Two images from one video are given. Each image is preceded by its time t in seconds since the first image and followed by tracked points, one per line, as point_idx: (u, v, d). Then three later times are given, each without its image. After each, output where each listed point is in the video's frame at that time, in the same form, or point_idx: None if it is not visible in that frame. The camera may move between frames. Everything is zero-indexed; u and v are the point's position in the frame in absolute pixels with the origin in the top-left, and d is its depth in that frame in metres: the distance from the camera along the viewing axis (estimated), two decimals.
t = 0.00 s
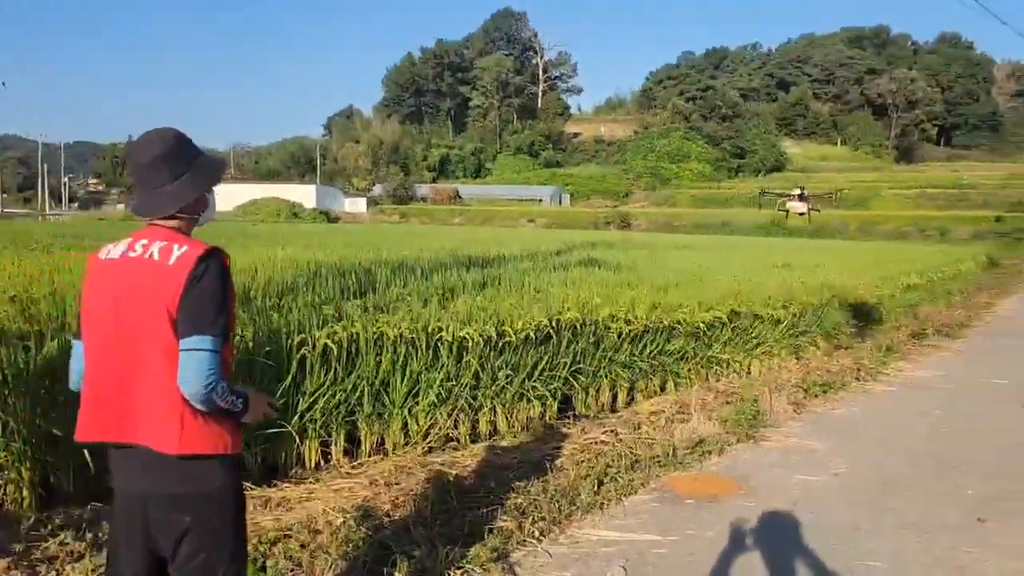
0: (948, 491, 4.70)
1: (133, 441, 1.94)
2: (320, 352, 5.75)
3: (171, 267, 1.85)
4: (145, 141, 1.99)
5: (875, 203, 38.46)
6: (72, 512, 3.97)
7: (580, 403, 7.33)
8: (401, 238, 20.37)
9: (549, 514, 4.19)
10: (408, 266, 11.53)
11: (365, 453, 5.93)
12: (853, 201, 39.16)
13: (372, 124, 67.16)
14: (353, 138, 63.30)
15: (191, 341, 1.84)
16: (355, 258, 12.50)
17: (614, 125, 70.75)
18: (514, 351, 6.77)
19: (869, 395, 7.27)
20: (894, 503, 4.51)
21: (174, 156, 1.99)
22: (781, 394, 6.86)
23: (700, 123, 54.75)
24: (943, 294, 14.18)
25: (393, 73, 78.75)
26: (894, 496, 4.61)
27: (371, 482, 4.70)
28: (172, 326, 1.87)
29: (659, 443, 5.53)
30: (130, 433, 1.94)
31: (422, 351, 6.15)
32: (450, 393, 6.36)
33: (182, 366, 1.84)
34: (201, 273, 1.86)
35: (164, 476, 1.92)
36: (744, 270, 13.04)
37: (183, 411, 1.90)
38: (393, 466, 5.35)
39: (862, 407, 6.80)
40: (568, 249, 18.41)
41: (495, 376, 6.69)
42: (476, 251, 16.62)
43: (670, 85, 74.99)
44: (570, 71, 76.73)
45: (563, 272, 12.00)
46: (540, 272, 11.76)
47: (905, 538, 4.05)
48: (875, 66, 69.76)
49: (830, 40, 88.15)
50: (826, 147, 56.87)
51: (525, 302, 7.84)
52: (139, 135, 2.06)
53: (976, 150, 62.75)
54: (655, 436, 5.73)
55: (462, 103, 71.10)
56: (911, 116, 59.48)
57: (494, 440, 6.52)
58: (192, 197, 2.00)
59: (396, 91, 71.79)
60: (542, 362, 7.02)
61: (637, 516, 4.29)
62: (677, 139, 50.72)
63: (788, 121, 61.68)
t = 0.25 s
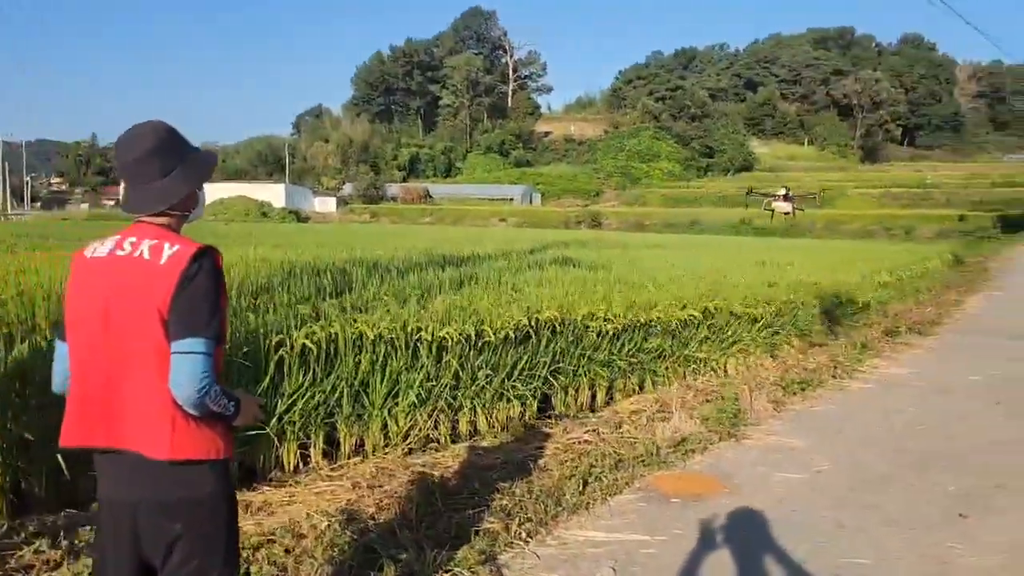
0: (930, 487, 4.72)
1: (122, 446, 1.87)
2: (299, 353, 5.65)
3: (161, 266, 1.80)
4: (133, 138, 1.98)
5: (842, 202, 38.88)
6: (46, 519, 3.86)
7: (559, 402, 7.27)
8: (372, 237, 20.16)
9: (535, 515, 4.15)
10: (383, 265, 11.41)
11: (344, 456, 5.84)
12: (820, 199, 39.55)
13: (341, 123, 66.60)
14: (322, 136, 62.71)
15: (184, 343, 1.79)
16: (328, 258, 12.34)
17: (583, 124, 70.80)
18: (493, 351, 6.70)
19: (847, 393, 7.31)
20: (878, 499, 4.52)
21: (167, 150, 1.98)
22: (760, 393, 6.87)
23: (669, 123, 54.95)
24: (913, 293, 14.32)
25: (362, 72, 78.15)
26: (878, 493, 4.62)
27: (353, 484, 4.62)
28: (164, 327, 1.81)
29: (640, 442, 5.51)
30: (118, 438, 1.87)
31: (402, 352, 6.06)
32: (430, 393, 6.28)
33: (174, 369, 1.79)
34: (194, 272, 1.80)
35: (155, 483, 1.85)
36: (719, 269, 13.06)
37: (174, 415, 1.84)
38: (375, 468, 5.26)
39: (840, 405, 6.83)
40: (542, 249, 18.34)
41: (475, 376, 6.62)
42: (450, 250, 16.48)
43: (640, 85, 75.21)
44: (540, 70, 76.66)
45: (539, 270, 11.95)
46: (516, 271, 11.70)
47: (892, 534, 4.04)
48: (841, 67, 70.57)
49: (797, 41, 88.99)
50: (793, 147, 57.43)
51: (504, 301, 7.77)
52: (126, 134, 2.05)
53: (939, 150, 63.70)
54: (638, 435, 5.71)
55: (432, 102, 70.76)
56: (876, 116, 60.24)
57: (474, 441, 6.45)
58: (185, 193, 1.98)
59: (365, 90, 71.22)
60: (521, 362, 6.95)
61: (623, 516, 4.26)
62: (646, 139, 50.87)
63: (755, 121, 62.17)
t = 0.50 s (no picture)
0: (916, 486, 4.73)
1: (108, 464, 1.79)
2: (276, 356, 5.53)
3: (149, 274, 1.72)
4: (117, 139, 1.91)
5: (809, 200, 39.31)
6: (17, 532, 3.72)
7: (538, 403, 7.19)
8: (342, 238, 19.96)
9: (523, 520, 4.08)
10: (354, 266, 11.31)
11: (323, 460, 5.75)
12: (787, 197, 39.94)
13: (309, 122, 66.02)
14: (289, 136, 62.09)
15: (174, 354, 1.72)
16: (299, 259, 12.20)
17: (553, 124, 70.91)
18: (473, 353, 6.60)
19: (825, 391, 7.34)
20: (863, 499, 4.52)
21: (150, 153, 1.92)
22: (740, 392, 6.87)
23: (637, 122, 55.20)
24: (883, 289, 14.46)
25: (329, 72, 77.60)
26: (862, 493, 4.63)
27: (334, 490, 4.53)
28: (154, 336, 1.74)
29: (624, 443, 5.48)
30: (105, 456, 1.80)
31: (380, 355, 5.96)
32: (410, 397, 6.19)
33: (164, 383, 1.72)
34: (183, 281, 1.73)
35: (144, 500, 1.78)
36: (693, 267, 13.11)
37: (164, 429, 1.77)
38: (355, 472, 5.16)
39: (819, 404, 6.85)
40: (514, 248, 18.27)
41: (454, 378, 6.53)
42: (423, 250, 16.37)
43: (608, 85, 75.54)
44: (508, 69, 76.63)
45: (514, 270, 11.89)
46: (491, 270, 11.66)
47: (878, 535, 4.04)
48: (806, 67, 71.38)
49: (762, 41, 89.81)
50: (760, 147, 57.97)
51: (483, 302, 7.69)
52: (109, 134, 1.98)
53: (902, 149, 64.68)
54: (621, 436, 5.66)
55: (400, 102, 70.49)
56: (841, 116, 61.02)
57: (454, 444, 6.36)
58: (173, 197, 1.93)
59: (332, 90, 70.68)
60: (502, 363, 6.87)
61: (610, 520, 4.22)
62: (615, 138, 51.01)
63: (723, 120, 62.66)
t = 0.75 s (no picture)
0: (904, 483, 4.76)
1: (111, 479, 1.74)
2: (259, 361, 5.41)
3: (155, 278, 1.66)
4: (116, 139, 1.85)
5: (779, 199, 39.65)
6: None
7: (522, 405, 7.07)
8: (316, 240, 19.71)
9: (517, 525, 4.04)
10: (334, 267, 11.19)
11: (309, 466, 5.62)
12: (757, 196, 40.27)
13: (279, 122, 65.34)
14: (259, 136, 61.38)
15: (183, 364, 1.67)
16: (276, 261, 12.05)
17: (523, 123, 70.89)
18: (458, 355, 6.44)
19: (810, 390, 7.35)
20: (855, 498, 4.53)
21: (151, 153, 1.86)
22: (726, 391, 6.86)
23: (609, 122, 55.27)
24: (858, 287, 14.57)
25: (299, 72, 76.86)
26: (853, 491, 4.63)
27: (323, 496, 4.43)
28: (160, 347, 1.68)
29: (613, 444, 5.44)
30: (108, 470, 1.74)
31: (365, 358, 5.85)
32: (396, 400, 6.07)
33: (172, 393, 1.67)
34: (190, 287, 1.67)
35: (151, 516, 1.73)
36: (672, 265, 13.13)
37: (173, 440, 1.71)
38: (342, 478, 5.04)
39: (804, 402, 6.86)
40: (490, 248, 18.17)
41: (440, 381, 6.41)
42: (400, 251, 16.22)
43: (579, 86, 75.57)
44: (479, 69, 76.52)
45: (496, 270, 11.82)
46: (472, 271, 11.58)
47: (873, 533, 4.04)
48: (773, 67, 72.06)
49: (730, 40, 90.37)
50: (730, 146, 58.43)
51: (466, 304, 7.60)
52: (106, 133, 1.92)
53: (868, 148, 65.50)
54: (610, 438, 5.60)
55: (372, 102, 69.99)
56: (808, 115, 61.67)
57: (440, 448, 6.24)
58: (175, 200, 1.88)
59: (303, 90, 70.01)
60: (486, 365, 6.74)
61: (605, 522, 4.19)
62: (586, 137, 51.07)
63: (692, 119, 63.05)
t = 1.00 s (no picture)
0: (903, 483, 4.77)
1: (130, 487, 1.74)
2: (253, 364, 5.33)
3: (175, 279, 1.67)
4: (133, 137, 1.89)
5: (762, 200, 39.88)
6: None
7: (517, 408, 6.92)
8: (300, 243, 19.56)
9: (520, 528, 4.01)
10: (322, 270, 11.16)
11: (304, 471, 5.47)
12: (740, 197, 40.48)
13: (261, 125, 65.00)
14: (241, 139, 61.02)
15: (203, 368, 1.67)
16: (263, 264, 11.98)
17: (506, 125, 70.90)
18: (451, 359, 6.35)
19: (803, 391, 7.36)
20: (854, 498, 4.54)
21: (168, 155, 1.89)
22: (720, 392, 6.85)
23: (592, 124, 55.36)
24: (844, 287, 14.65)
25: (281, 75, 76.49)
26: (852, 491, 4.65)
27: (322, 500, 4.37)
28: (181, 351, 1.69)
29: (610, 446, 5.41)
30: (128, 479, 1.73)
31: (359, 362, 5.75)
32: (391, 403, 5.96)
33: (193, 399, 1.68)
34: (209, 291, 1.68)
35: (174, 525, 1.72)
36: (661, 266, 13.16)
37: (194, 446, 1.71)
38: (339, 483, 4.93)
39: (798, 403, 6.88)
40: (475, 250, 18.12)
41: (434, 385, 6.30)
42: (385, 253, 16.16)
43: (561, 89, 75.63)
44: (461, 72, 76.50)
45: (486, 272, 11.81)
46: (461, 273, 11.57)
47: (875, 534, 4.04)
48: (754, 69, 72.50)
49: (712, 43, 90.73)
50: (712, 148, 58.69)
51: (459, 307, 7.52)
52: (122, 134, 1.96)
53: (849, 150, 65.92)
54: (608, 440, 5.56)
55: (354, 104, 69.75)
56: (790, 117, 62.05)
57: (436, 451, 6.09)
58: (195, 202, 1.93)
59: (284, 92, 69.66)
60: (481, 367, 6.61)
61: (607, 525, 4.17)
62: (569, 139, 51.12)
63: (674, 121, 63.26)
